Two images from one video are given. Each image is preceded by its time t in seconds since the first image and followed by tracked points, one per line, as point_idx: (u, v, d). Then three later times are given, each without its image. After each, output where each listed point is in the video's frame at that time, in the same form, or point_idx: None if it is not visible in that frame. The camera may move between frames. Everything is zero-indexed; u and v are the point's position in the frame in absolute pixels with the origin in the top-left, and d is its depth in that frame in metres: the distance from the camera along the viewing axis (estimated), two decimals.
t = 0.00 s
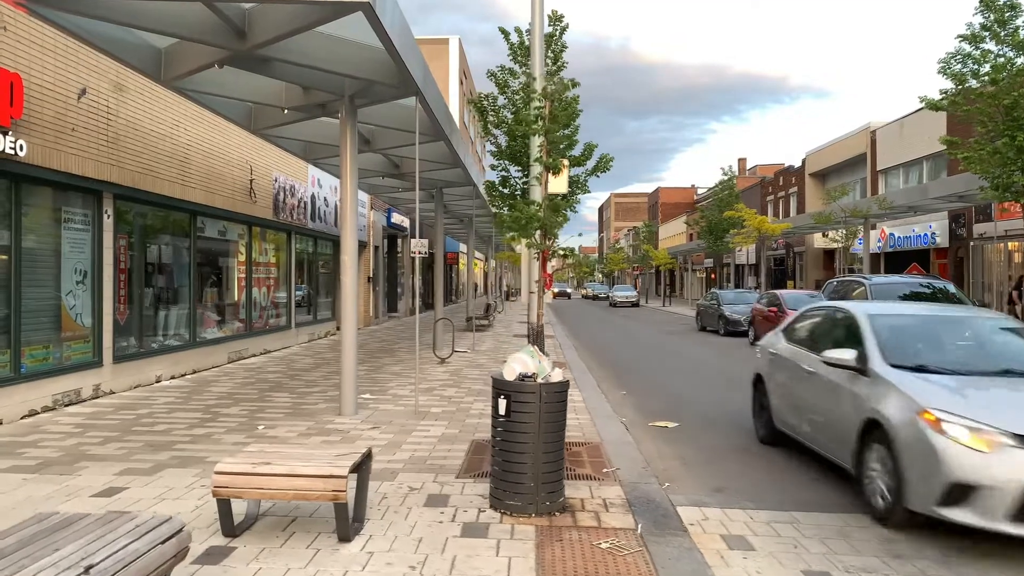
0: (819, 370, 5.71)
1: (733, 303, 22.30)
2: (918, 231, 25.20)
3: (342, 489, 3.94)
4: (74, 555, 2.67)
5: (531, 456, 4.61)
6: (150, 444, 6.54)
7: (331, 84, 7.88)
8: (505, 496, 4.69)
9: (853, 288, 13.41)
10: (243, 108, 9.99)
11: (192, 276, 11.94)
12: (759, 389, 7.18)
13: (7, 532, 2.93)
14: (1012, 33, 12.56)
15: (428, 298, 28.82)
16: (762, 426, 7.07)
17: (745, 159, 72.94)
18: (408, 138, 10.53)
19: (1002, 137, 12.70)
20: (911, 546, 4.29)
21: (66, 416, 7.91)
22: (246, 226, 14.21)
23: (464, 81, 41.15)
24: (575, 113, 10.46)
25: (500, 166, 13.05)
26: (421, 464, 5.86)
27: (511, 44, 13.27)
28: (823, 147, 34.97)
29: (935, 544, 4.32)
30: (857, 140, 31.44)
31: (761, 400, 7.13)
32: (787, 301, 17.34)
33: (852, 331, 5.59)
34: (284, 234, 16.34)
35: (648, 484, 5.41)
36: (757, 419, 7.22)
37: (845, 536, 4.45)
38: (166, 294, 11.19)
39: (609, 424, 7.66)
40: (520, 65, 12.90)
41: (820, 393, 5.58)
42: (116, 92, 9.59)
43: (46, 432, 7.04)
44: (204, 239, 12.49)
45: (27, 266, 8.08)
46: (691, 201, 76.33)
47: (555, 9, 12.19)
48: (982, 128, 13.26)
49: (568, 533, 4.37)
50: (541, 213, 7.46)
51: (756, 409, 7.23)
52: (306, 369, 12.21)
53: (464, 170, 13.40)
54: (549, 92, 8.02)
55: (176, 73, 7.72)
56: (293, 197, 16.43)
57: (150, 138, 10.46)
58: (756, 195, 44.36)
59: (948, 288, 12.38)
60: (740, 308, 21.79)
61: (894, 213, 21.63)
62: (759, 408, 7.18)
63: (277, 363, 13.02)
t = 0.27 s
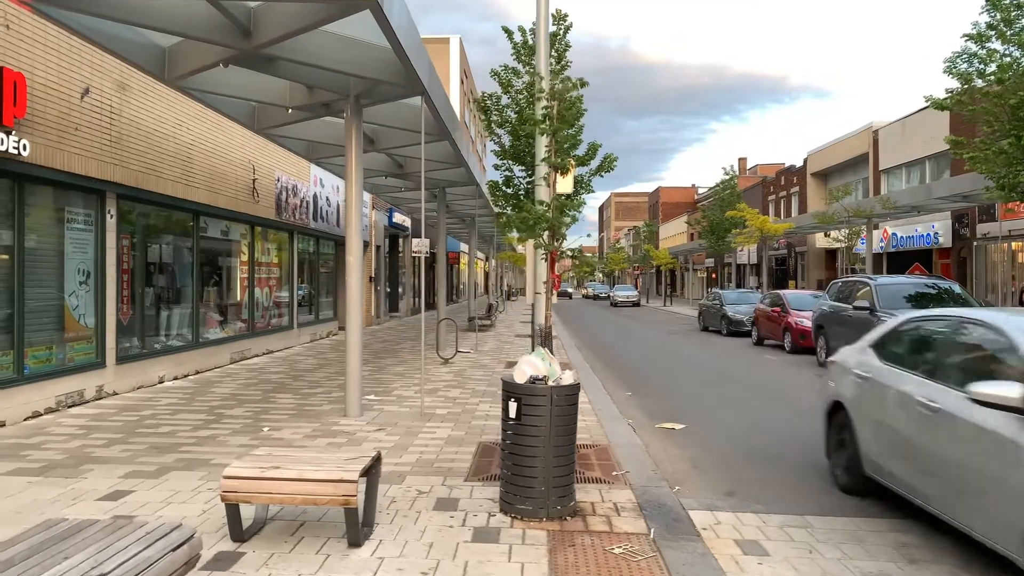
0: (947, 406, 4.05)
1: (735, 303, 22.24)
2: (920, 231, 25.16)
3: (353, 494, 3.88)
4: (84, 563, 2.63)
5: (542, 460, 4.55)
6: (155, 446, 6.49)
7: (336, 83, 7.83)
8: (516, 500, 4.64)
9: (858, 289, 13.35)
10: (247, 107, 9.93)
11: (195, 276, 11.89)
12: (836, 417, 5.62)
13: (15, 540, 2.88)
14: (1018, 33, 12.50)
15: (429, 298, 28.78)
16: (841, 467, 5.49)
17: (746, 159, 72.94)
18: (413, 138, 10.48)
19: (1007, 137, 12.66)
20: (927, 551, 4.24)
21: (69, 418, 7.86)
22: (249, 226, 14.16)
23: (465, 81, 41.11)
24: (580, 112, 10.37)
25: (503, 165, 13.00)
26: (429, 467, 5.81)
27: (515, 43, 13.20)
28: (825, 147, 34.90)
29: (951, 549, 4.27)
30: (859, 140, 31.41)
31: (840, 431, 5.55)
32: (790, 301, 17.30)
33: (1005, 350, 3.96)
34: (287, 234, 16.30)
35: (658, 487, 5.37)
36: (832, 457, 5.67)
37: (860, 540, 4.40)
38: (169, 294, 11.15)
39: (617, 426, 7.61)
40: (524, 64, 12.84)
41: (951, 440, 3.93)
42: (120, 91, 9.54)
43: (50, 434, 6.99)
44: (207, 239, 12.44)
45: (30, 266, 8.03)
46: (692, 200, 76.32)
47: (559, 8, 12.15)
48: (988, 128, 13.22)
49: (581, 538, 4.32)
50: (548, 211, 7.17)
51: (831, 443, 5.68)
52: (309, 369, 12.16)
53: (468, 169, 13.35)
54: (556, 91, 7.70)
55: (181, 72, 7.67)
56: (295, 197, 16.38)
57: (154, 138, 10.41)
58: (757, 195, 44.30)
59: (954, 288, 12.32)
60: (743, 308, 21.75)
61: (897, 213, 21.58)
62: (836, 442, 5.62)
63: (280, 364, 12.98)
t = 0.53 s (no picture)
0: None
1: (737, 304, 22.21)
2: (921, 232, 25.15)
3: (361, 498, 3.85)
4: (94, 570, 2.60)
5: (550, 463, 4.52)
6: (158, 449, 6.46)
7: (340, 84, 7.80)
8: (524, 504, 4.61)
9: (860, 290, 13.32)
10: (249, 108, 9.90)
11: (196, 278, 11.85)
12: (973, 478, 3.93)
13: (21, 547, 2.86)
14: (1021, 33, 12.46)
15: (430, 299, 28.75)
16: (989, 552, 3.76)
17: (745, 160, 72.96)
18: (416, 139, 10.45)
19: (1011, 138, 12.64)
20: (940, 556, 4.20)
21: (71, 420, 7.82)
22: (250, 227, 14.12)
23: (464, 81, 41.07)
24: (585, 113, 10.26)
25: (505, 167, 12.97)
26: (435, 470, 5.77)
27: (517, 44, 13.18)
28: (826, 147, 34.87)
29: (963, 553, 4.24)
30: (859, 141, 31.41)
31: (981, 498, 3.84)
32: (792, 302, 17.27)
33: None
34: (288, 235, 16.27)
35: (666, 490, 5.34)
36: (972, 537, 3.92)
37: (871, 545, 4.37)
38: (171, 296, 11.11)
39: (621, 428, 7.59)
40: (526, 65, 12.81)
41: None
42: (122, 92, 9.51)
43: (53, 437, 6.95)
44: (209, 240, 12.41)
45: (32, 268, 8.00)
46: (692, 201, 76.34)
47: (562, 9, 12.13)
48: (991, 129, 13.21)
49: (590, 542, 4.29)
50: (553, 212, 7.12)
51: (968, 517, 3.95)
52: (311, 371, 12.12)
53: (470, 170, 13.31)
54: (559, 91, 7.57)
55: (184, 73, 7.64)
56: (297, 198, 16.35)
57: (156, 139, 10.38)
58: (758, 196, 44.27)
59: (957, 289, 12.28)
60: (744, 309, 21.72)
61: (898, 213, 21.56)
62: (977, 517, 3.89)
63: (282, 365, 12.94)
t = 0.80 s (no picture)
0: None
1: (737, 305, 22.18)
2: (921, 233, 25.15)
3: (366, 502, 3.83)
4: None
5: (555, 467, 4.49)
6: (160, 452, 6.43)
7: (341, 85, 7.78)
8: (529, 508, 4.58)
9: (861, 291, 13.31)
10: (250, 110, 9.88)
11: (197, 279, 11.81)
12: None
13: (26, 553, 2.87)
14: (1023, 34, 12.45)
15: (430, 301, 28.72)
16: None
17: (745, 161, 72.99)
18: (417, 141, 10.43)
19: (1012, 139, 12.62)
20: (947, 559, 4.17)
21: (72, 423, 7.79)
22: (251, 229, 14.09)
23: (464, 83, 41.05)
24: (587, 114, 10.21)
25: (507, 168, 12.96)
26: (438, 474, 5.75)
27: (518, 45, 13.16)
28: (826, 148, 34.86)
29: (971, 557, 4.21)
30: (859, 142, 31.42)
31: None
32: (793, 303, 17.25)
33: None
34: (288, 236, 16.24)
35: (671, 493, 5.32)
36: None
37: (878, 548, 4.35)
38: (172, 298, 11.08)
39: (624, 430, 7.57)
40: (527, 66, 12.79)
41: None
42: (123, 93, 9.48)
43: (54, 440, 6.92)
44: (209, 242, 12.37)
45: (33, 270, 7.96)
46: (691, 202, 76.39)
47: (563, 10, 12.11)
48: (992, 130, 13.20)
49: (596, 546, 4.26)
50: (557, 214, 7.09)
51: None
52: (312, 373, 12.09)
53: (471, 172, 13.29)
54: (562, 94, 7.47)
55: (185, 74, 7.61)
56: (297, 200, 16.33)
57: (156, 141, 10.36)
58: (758, 196, 44.25)
59: (959, 291, 12.27)
60: (745, 310, 21.71)
61: (899, 214, 21.55)
62: None
63: (282, 367, 12.90)
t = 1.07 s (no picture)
0: None
1: (737, 306, 22.18)
2: (922, 234, 25.16)
3: (371, 504, 3.81)
4: None
5: (560, 469, 4.48)
6: (162, 454, 6.41)
7: (343, 86, 7.76)
8: (533, 510, 4.57)
9: (862, 292, 13.30)
10: (252, 111, 9.87)
11: (197, 280, 11.79)
12: None
13: (32, 557, 2.93)
14: None
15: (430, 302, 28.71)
16: None
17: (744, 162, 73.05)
18: (419, 141, 10.41)
19: (1014, 139, 12.60)
20: (954, 562, 4.16)
21: (74, 425, 7.77)
22: (251, 229, 14.07)
23: (464, 83, 41.02)
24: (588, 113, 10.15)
25: (508, 168, 12.95)
26: (441, 475, 5.73)
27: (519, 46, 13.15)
28: (826, 148, 34.87)
29: (977, 559, 4.20)
30: (859, 143, 31.44)
31: None
32: (794, 304, 17.25)
33: None
34: (289, 237, 16.23)
35: (676, 495, 5.31)
36: None
37: (885, 550, 4.33)
38: (173, 299, 11.06)
39: (627, 431, 7.56)
40: (528, 67, 12.79)
41: None
42: (124, 94, 9.47)
43: (55, 441, 6.91)
44: (210, 243, 12.35)
45: (34, 271, 7.95)
46: (691, 203, 76.43)
47: (564, 10, 12.10)
48: (993, 130, 13.19)
49: (601, 549, 4.25)
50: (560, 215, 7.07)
51: None
52: (313, 374, 12.07)
53: (472, 173, 13.27)
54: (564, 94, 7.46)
55: (187, 75, 7.60)
56: (298, 200, 16.31)
57: (158, 141, 10.34)
58: (757, 197, 44.26)
59: (960, 292, 12.26)
60: (746, 311, 21.71)
61: (899, 215, 21.56)
62: None
63: (283, 368, 12.88)
